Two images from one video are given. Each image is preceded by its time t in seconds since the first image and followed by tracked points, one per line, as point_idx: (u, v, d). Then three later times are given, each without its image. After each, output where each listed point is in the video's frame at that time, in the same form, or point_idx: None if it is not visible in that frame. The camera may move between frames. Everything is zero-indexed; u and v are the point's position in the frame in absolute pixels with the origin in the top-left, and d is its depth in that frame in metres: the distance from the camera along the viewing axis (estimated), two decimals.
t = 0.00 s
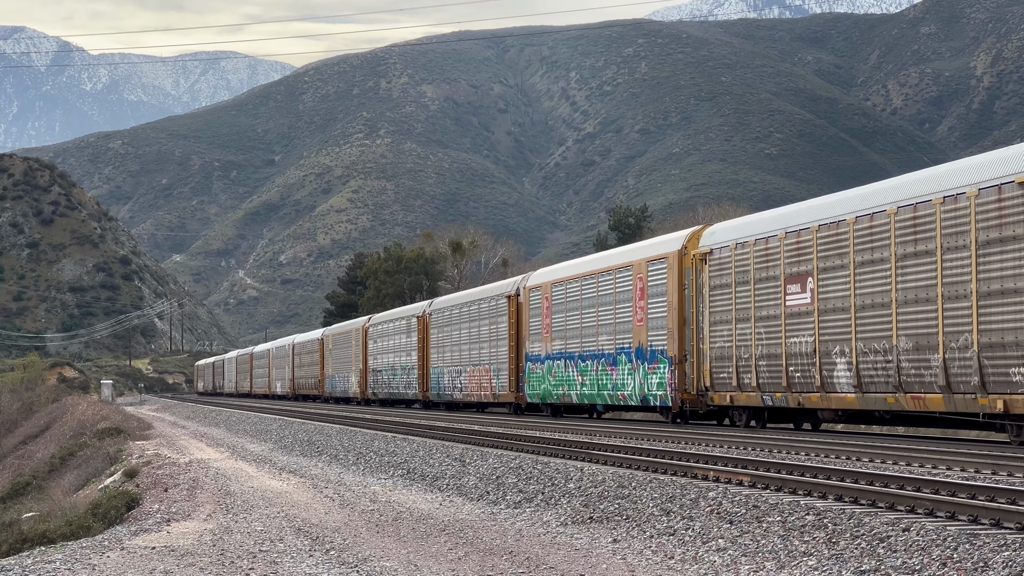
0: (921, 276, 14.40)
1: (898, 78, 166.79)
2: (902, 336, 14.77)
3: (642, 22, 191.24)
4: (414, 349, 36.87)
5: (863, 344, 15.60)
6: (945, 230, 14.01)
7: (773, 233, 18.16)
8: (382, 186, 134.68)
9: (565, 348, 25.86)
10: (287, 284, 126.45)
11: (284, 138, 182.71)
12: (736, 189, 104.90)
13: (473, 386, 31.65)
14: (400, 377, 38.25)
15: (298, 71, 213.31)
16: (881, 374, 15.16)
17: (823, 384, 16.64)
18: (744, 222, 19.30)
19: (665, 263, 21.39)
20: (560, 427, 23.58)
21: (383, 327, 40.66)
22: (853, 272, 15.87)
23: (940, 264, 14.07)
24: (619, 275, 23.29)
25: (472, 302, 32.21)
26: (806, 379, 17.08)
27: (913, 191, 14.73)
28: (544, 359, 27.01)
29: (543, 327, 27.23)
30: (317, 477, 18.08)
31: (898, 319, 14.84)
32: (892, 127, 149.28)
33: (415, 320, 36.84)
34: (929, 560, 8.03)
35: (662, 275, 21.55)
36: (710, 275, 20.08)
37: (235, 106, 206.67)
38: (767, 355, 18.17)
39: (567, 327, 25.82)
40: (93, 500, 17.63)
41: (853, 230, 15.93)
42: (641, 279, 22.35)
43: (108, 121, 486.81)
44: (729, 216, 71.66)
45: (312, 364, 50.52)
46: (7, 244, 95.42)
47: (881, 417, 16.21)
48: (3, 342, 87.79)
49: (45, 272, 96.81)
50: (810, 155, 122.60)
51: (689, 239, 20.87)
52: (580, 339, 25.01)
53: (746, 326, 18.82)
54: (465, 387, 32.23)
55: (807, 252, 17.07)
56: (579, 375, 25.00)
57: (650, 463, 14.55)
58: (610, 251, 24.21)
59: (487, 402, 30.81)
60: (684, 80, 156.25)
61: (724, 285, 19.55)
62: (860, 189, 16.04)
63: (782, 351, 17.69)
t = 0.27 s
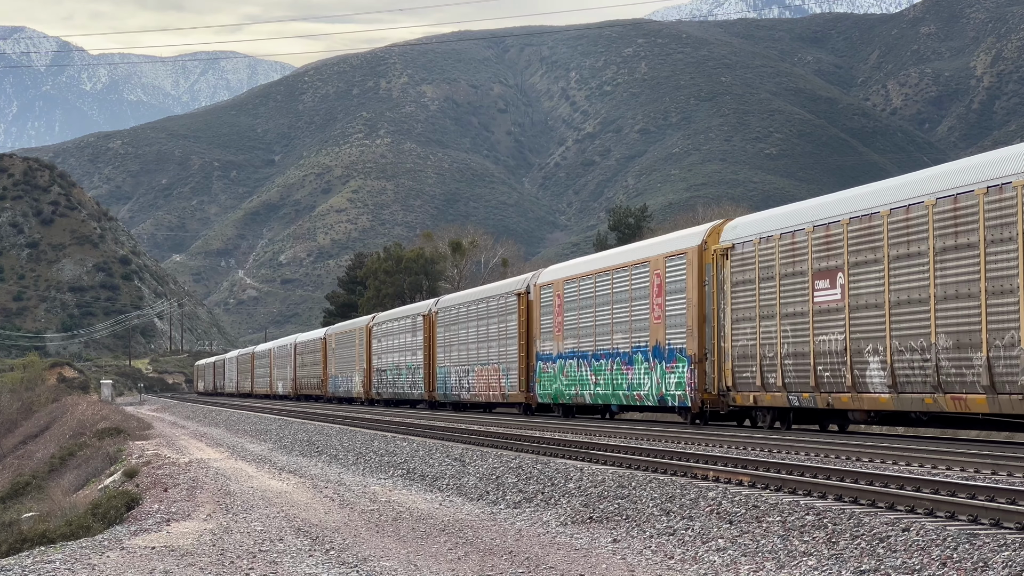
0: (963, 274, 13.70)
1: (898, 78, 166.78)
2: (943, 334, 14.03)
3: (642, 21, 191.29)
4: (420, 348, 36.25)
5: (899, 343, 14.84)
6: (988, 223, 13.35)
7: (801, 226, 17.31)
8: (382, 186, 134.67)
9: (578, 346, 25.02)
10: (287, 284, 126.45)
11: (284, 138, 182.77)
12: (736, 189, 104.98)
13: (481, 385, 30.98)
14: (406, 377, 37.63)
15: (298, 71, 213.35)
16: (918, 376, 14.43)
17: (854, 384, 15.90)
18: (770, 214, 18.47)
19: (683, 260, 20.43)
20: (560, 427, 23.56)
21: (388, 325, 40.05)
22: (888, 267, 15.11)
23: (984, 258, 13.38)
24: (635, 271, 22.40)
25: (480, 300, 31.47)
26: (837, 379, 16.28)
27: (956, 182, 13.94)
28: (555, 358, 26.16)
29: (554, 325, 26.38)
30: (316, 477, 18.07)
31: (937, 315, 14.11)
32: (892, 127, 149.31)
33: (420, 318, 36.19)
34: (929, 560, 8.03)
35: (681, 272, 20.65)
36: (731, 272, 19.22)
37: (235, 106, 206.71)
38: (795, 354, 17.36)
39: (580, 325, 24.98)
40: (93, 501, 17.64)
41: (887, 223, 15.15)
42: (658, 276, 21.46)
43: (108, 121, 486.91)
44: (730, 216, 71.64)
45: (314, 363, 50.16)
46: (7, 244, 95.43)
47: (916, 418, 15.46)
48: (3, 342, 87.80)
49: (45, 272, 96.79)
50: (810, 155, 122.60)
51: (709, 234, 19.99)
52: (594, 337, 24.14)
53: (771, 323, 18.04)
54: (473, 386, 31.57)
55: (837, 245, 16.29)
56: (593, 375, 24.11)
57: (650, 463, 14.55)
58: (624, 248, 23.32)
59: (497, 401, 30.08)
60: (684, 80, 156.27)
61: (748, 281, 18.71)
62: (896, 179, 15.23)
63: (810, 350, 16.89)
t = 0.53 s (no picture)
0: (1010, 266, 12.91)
1: (898, 78, 166.78)
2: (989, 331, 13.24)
3: (642, 22, 191.38)
4: (426, 347, 35.66)
5: (940, 341, 14.03)
6: None
7: (831, 219, 16.51)
8: (382, 186, 134.68)
9: (592, 346, 24.32)
10: (287, 284, 126.48)
11: (284, 139, 182.85)
12: (736, 190, 105.11)
13: (490, 385, 30.37)
14: (412, 377, 37.06)
15: (298, 71, 213.44)
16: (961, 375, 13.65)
17: (888, 384, 15.08)
18: (795, 208, 17.69)
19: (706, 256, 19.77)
20: (559, 427, 23.57)
21: (394, 324, 39.48)
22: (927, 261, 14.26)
23: None
24: (654, 267, 21.73)
25: (490, 298, 30.84)
26: (870, 378, 15.45)
27: (999, 170, 13.15)
28: (568, 358, 25.46)
29: (566, 324, 25.72)
30: (317, 476, 18.08)
31: (980, 314, 13.34)
32: (892, 127, 149.31)
33: (427, 317, 35.56)
34: (929, 560, 8.03)
35: (702, 268, 19.96)
36: (756, 266, 18.50)
37: (235, 106, 206.76)
38: (823, 353, 16.53)
39: (593, 323, 24.28)
40: (93, 500, 17.63)
41: (924, 215, 14.32)
42: (677, 272, 20.78)
43: (108, 121, 487.04)
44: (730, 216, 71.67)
45: (318, 364, 49.82)
46: (7, 244, 95.44)
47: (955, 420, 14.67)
48: (3, 342, 87.84)
49: (45, 272, 96.76)
50: (810, 155, 122.63)
51: (732, 229, 19.28)
52: (608, 335, 23.48)
53: (798, 321, 17.22)
54: (482, 387, 30.93)
55: (869, 240, 15.45)
56: (608, 375, 23.36)
57: (650, 463, 14.54)
58: (642, 243, 22.65)
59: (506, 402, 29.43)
60: (684, 80, 156.29)
61: (775, 276, 17.89)
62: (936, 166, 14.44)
63: (841, 348, 16.06)
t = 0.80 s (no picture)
0: None
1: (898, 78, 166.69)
2: None
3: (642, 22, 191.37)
4: (433, 346, 35.21)
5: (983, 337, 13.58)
6: None
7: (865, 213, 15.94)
8: (382, 186, 134.65)
9: (606, 344, 23.81)
10: (287, 284, 126.48)
11: (284, 139, 182.88)
12: (735, 190, 105.10)
13: (499, 386, 29.91)
14: (418, 377, 36.65)
15: (298, 71, 213.44)
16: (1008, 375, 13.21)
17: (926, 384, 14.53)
18: (827, 200, 17.10)
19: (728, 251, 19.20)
20: (560, 427, 23.57)
21: (400, 323, 39.05)
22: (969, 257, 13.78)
23: None
24: (671, 263, 21.22)
25: (499, 296, 30.42)
26: (905, 379, 14.89)
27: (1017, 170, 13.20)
28: (582, 357, 24.97)
29: (581, 322, 25.22)
30: (316, 477, 18.09)
31: None
32: (892, 127, 149.24)
33: (434, 315, 35.13)
34: (929, 560, 8.02)
35: (723, 264, 19.41)
36: (782, 261, 17.93)
37: (235, 106, 206.75)
38: (855, 351, 15.95)
39: (607, 321, 23.80)
40: (93, 501, 17.63)
41: (967, 207, 13.83)
42: (695, 269, 20.26)
43: (109, 121, 486.84)
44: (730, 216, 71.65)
45: (321, 363, 49.51)
46: (7, 244, 95.47)
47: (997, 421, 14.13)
48: (4, 342, 87.84)
49: (45, 272, 96.79)
50: (810, 155, 122.58)
51: (755, 223, 18.72)
52: (623, 333, 22.99)
53: (828, 318, 16.63)
54: (491, 387, 30.49)
55: (904, 233, 14.93)
56: (623, 374, 22.85)
57: (651, 463, 14.53)
58: (658, 239, 22.13)
59: (518, 402, 28.97)
60: (684, 80, 156.27)
61: (804, 271, 17.31)
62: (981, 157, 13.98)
63: (875, 347, 15.48)
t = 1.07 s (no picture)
0: None
1: (898, 78, 166.70)
2: None
3: (641, 22, 191.42)
4: (439, 345, 34.68)
5: None
6: None
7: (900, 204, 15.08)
8: (382, 186, 134.70)
9: (621, 343, 23.09)
10: (287, 284, 126.52)
11: (284, 139, 182.82)
12: (735, 190, 105.13)
13: (508, 386, 29.39)
14: (424, 377, 36.13)
15: (298, 71, 213.48)
16: None
17: (967, 383, 13.76)
18: (860, 190, 16.24)
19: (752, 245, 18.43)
20: (560, 427, 23.56)
21: (406, 322, 38.53)
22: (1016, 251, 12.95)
23: None
24: (690, 258, 20.46)
25: (508, 293, 29.81)
26: (946, 379, 14.11)
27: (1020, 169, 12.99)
28: (596, 356, 24.26)
29: (594, 320, 24.50)
30: (317, 477, 18.08)
31: None
32: (892, 127, 149.27)
33: (441, 314, 34.57)
34: (929, 559, 8.03)
35: (748, 259, 18.60)
36: (810, 256, 17.13)
37: (235, 106, 206.83)
38: (890, 350, 15.15)
39: (621, 319, 23.11)
40: (93, 500, 17.62)
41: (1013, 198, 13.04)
42: (716, 264, 19.54)
43: (109, 120, 487.04)
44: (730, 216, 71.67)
45: (323, 363, 49.10)
46: (7, 244, 95.48)
47: None
48: (4, 342, 87.84)
49: (45, 272, 96.77)
50: (810, 155, 122.56)
51: (782, 216, 17.90)
52: (639, 332, 22.26)
53: (862, 314, 15.80)
54: (500, 387, 29.95)
55: (944, 226, 14.12)
56: (639, 374, 22.12)
57: (650, 463, 14.54)
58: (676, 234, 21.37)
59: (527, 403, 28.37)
60: (684, 80, 156.28)
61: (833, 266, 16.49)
62: None
63: (911, 344, 14.68)
